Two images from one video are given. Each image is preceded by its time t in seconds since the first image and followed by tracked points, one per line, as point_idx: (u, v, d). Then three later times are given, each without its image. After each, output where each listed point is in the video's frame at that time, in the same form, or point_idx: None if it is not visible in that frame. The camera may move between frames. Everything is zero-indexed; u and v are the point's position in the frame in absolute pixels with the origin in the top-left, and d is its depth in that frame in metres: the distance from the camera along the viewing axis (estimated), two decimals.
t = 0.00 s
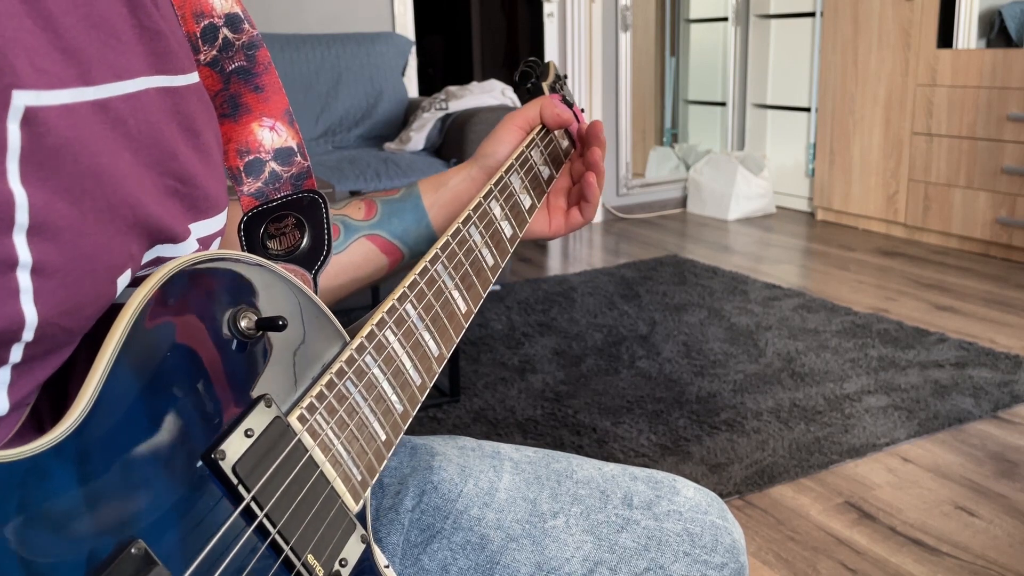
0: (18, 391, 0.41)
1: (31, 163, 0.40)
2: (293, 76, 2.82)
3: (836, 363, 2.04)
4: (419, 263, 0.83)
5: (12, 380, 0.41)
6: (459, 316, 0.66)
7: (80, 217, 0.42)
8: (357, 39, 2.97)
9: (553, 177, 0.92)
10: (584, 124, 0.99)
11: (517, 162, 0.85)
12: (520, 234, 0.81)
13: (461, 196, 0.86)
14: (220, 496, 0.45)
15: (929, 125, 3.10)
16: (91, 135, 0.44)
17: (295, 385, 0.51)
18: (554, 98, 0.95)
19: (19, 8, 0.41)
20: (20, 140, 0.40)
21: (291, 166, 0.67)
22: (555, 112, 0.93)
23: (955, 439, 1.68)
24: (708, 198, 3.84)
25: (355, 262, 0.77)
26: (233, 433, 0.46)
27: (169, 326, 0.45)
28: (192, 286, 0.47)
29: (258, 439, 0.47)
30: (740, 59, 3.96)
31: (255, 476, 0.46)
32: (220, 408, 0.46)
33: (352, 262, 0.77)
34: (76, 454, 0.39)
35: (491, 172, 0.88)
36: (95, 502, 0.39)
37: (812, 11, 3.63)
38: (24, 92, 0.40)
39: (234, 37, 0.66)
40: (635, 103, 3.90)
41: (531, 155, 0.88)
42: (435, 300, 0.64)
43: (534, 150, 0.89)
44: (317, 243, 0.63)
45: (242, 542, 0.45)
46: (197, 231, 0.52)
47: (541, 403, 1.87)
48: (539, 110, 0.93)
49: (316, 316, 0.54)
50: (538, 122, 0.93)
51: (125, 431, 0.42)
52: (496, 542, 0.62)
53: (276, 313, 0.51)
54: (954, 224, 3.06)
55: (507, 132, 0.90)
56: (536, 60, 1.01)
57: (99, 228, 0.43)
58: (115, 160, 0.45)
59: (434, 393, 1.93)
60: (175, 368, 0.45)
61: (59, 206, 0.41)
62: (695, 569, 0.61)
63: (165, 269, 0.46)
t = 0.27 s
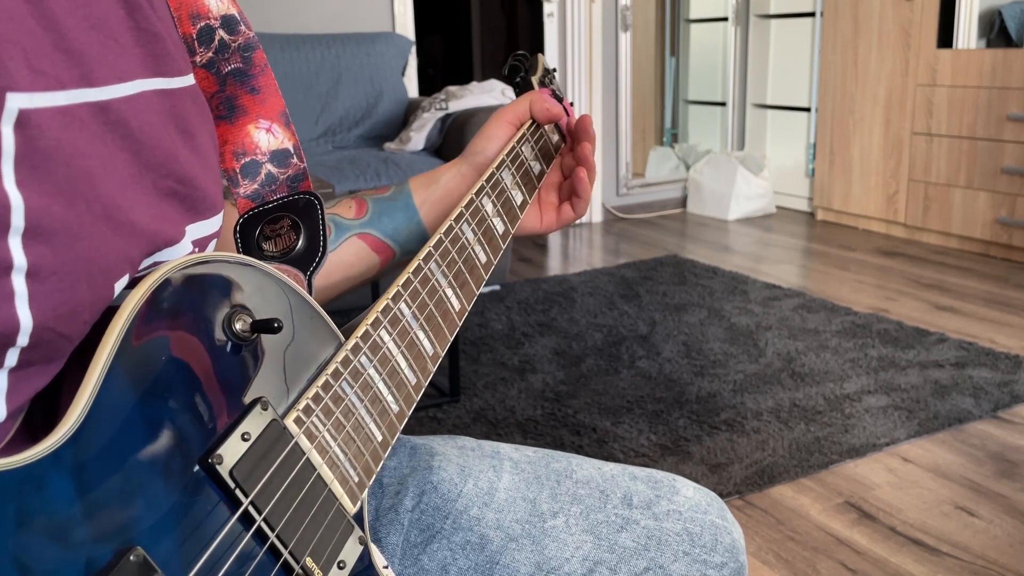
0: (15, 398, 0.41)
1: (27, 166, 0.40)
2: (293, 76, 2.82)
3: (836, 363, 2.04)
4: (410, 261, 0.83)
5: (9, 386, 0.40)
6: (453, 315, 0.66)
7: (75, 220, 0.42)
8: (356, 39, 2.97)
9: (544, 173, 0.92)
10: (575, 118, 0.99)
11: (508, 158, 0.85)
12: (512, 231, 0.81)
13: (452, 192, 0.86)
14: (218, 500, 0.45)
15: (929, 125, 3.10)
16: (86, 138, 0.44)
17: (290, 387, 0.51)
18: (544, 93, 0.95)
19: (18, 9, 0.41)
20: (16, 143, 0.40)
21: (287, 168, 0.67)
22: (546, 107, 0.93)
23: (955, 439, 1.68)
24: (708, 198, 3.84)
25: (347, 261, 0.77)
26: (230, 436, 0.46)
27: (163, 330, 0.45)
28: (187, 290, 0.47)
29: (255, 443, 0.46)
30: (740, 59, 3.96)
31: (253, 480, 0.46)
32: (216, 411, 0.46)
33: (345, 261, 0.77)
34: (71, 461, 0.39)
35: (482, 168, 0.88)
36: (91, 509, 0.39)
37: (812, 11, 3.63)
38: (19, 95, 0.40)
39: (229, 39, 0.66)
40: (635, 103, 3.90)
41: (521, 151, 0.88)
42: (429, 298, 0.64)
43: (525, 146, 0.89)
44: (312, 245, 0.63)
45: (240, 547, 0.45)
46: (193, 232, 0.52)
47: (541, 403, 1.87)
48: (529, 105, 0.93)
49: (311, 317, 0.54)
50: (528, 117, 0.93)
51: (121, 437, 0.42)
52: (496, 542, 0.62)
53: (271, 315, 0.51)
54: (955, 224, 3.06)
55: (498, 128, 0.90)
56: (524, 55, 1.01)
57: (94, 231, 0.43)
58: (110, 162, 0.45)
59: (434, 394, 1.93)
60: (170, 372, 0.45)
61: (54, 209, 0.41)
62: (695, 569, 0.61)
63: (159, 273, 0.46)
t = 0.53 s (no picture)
0: (15, 390, 0.41)
1: (29, 164, 0.40)
2: (293, 76, 2.82)
3: (836, 363, 2.04)
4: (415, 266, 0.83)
5: (9, 379, 0.41)
6: (456, 317, 0.66)
7: (75, 218, 0.42)
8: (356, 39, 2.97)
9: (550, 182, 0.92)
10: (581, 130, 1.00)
11: (515, 166, 0.85)
12: (517, 238, 0.81)
13: (458, 200, 0.86)
14: (218, 495, 0.45)
15: (929, 125, 3.10)
16: (87, 136, 0.44)
17: (292, 385, 0.51)
18: (552, 103, 0.95)
19: (15, 10, 0.41)
20: (18, 141, 0.40)
21: (287, 169, 0.67)
22: (554, 117, 0.93)
23: (955, 439, 1.68)
24: (708, 198, 3.84)
25: (352, 266, 0.77)
26: (230, 431, 0.46)
27: (165, 325, 0.45)
28: (189, 285, 0.47)
29: (255, 438, 0.47)
30: (740, 59, 3.96)
31: (253, 475, 0.46)
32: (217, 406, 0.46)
33: (349, 266, 0.77)
34: (74, 452, 0.40)
35: (488, 176, 0.88)
36: (92, 501, 0.39)
37: (812, 11, 3.63)
38: (21, 94, 0.40)
39: (230, 40, 0.66)
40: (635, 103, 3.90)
41: (529, 159, 0.88)
42: (433, 301, 0.64)
43: (532, 154, 0.89)
44: (314, 246, 0.63)
45: (239, 540, 0.44)
46: (192, 231, 0.52)
47: (541, 403, 1.87)
48: (537, 114, 0.93)
49: (314, 316, 0.54)
50: (536, 126, 0.93)
51: (123, 430, 0.42)
52: (496, 541, 0.62)
53: (273, 313, 0.51)
54: (955, 224, 3.06)
55: (506, 136, 0.90)
56: (533, 65, 1.01)
57: (94, 228, 0.43)
58: (111, 161, 0.45)
59: (434, 393, 1.93)
60: (172, 368, 0.45)
61: (55, 207, 0.41)
62: (696, 570, 0.61)
63: (162, 269, 0.46)
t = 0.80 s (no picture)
0: (20, 390, 0.41)
1: (35, 164, 0.40)
2: (293, 76, 2.82)
3: (836, 363, 2.04)
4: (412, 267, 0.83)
5: (13, 380, 0.41)
6: (456, 318, 0.67)
7: (80, 218, 0.42)
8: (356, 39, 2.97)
9: (547, 183, 0.92)
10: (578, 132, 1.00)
11: (512, 167, 0.85)
12: (516, 238, 0.81)
13: (455, 201, 0.86)
14: (222, 495, 0.45)
15: (929, 125, 3.10)
16: (92, 136, 0.44)
17: (294, 385, 0.51)
18: (548, 104, 0.95)
19: (19, 10, 0.41)
20: (24, 141, 0.40)
21: (287, 169, 0.68)
22: (550, 117, 0.93)
23: (955, 439, 1.68)
24: (707, 198, 3.84)
25: (349, 267, 0.77)
26: (234, 432, 0.46)
27: (169, 326, 0.45)
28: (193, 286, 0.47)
29: (259, 439, 0.47)
30: (740, 59, 3.96)
31: (256, 475, 0.46)
32: (220, 407, 0.46)
33: (346, 267, 0.77)
34: (78, 453, 0.40)
35: (485, 177, 0.88)
36: (97, 501, 0.39)
37: (812, 11, 3.63)
38: (28, 93, 0.40)
39: (230, 40, 0.66)
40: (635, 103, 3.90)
41: (525, 160, 0.88)
42: (433, 302, 0.64)
43: (529, 155, 0.89)
44: (313, 246, 0.63)
45: (242, 542, 0.45)
46: (194, 231, 0.52)
47: (541, 404, 1.87)
48: (534, 115, 0.93)
49: (316, 316, 0.54)
50: (532, 127, 0.93)
51: (127, 431, 0.42)
52: (497, 541, 0.62)
53: (275, 314, 0.51)
54: (954, 224, 3.06)
55: (502, 137, 0.90)
56: (528, 66, 1.01)
57: (99, 228, 0.43)
58: (116, 161, 0.45)
59: (434, 393, 1.93)
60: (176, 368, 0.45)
61: (60, 207, 0.41)
62: (695, 570, 0.61)
63: (167, 269, 0.46)
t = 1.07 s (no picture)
0: (16, 390, 0.41)
1: (31, 166, 0.40)
2: (293, 76, 2.82)
3: (836, 363, 2.04)
4: (415, 266, 0.83)
5: (10, 380, 0.41)
6: (457, 318, 0.67)
7: (77, 219, 0.42)
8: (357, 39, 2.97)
9: (551, 182, 0.92)
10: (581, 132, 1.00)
11: (516, 166, 0.85)
12: (519, 238, 0.81)
13: (459, 200, 0.85)
14: (219, 495, 0.45)
15: (929, 125, 3.10)
16: (89, 137, 0.44)
17: (293, 385, 0.51)
18: (553, 104, 0.95)
19: (15, 11, 0.41)
20: (20, 143, 0.40)
21: (287, 169, 0.68)
22: (554, 117, 0.93)
23: (955, 439, 1.68)
24: (708, 198, 3.84)
25: (352, 266, 0.77)
26: (231, 431, 0.46)
27: (167, 326, 0.45)
28: (191, 285, 0.47)
29: (256, 438, 0.47)
30: (740, 59, 3.96)
31: (254, 475, 0.46)
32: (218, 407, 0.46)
33: (348, 266, 0.77)
34: (74, 452, 0.40)
35: (489, 176, 0.88)
36: (94, 500, 0.39)
37: (811, 11, 3.63)
38: (24, 95, 0.40)
39: (231, 40, 0.66)
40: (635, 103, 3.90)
41: (529, 160, 0.88)
42: (434, 301, 0.64)
43: (533, 155, 0.89)
44: (314, 245, 0.63)
45: (240, 541, 0.45)
46: (192, 231, 0.52)
47: (541, 403, 1.87)
48: (538, 114, 0.93)
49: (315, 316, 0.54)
50: (537, 126, 0.93)
51: (124, 430, 0.42)
52: (496, 541, 0.62)
53: (274, 314, 0.51)
54: (954, 224, 3.06)
55: (507, 136, 0.90)
56: (534, 66, 1.01)
57: (96, 229, 0.43)
58: (113, 162, 0.45)
59: (434, 393, 1.93)
60: (173, 368, 0.45)
61: (57, 208, 0.41)
62: (695, 569, 0.61)
63: (164, 269, 0.46)
